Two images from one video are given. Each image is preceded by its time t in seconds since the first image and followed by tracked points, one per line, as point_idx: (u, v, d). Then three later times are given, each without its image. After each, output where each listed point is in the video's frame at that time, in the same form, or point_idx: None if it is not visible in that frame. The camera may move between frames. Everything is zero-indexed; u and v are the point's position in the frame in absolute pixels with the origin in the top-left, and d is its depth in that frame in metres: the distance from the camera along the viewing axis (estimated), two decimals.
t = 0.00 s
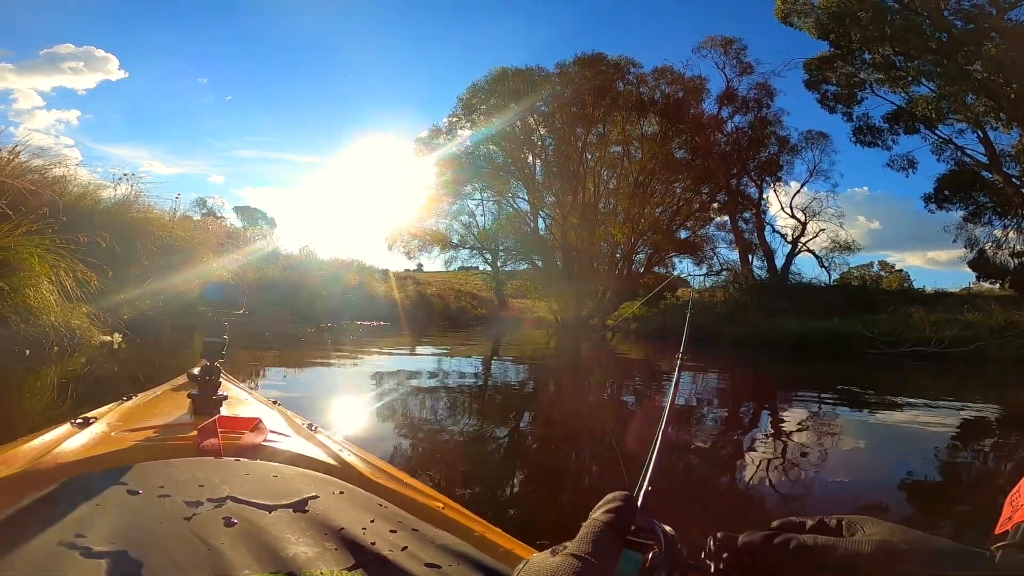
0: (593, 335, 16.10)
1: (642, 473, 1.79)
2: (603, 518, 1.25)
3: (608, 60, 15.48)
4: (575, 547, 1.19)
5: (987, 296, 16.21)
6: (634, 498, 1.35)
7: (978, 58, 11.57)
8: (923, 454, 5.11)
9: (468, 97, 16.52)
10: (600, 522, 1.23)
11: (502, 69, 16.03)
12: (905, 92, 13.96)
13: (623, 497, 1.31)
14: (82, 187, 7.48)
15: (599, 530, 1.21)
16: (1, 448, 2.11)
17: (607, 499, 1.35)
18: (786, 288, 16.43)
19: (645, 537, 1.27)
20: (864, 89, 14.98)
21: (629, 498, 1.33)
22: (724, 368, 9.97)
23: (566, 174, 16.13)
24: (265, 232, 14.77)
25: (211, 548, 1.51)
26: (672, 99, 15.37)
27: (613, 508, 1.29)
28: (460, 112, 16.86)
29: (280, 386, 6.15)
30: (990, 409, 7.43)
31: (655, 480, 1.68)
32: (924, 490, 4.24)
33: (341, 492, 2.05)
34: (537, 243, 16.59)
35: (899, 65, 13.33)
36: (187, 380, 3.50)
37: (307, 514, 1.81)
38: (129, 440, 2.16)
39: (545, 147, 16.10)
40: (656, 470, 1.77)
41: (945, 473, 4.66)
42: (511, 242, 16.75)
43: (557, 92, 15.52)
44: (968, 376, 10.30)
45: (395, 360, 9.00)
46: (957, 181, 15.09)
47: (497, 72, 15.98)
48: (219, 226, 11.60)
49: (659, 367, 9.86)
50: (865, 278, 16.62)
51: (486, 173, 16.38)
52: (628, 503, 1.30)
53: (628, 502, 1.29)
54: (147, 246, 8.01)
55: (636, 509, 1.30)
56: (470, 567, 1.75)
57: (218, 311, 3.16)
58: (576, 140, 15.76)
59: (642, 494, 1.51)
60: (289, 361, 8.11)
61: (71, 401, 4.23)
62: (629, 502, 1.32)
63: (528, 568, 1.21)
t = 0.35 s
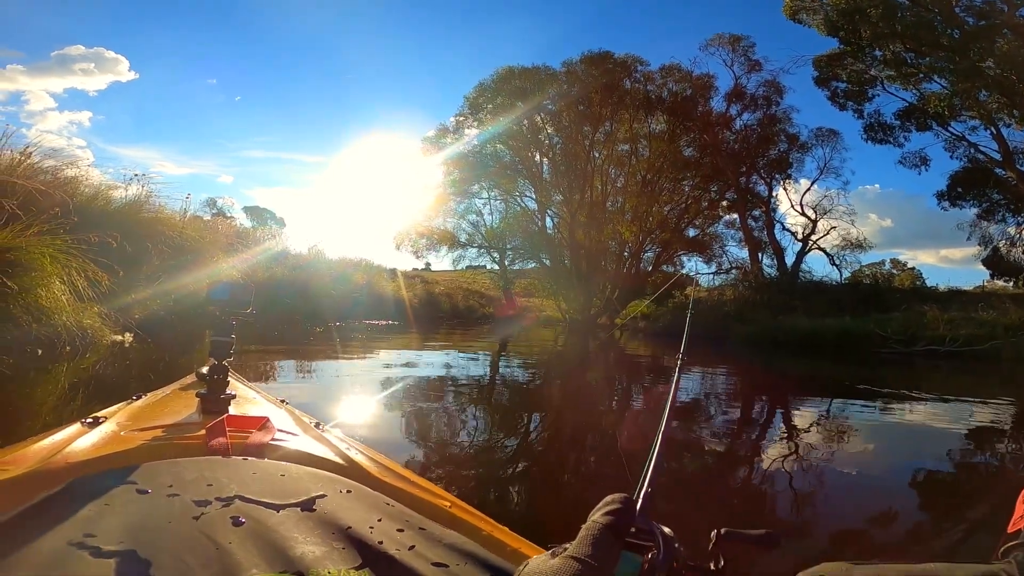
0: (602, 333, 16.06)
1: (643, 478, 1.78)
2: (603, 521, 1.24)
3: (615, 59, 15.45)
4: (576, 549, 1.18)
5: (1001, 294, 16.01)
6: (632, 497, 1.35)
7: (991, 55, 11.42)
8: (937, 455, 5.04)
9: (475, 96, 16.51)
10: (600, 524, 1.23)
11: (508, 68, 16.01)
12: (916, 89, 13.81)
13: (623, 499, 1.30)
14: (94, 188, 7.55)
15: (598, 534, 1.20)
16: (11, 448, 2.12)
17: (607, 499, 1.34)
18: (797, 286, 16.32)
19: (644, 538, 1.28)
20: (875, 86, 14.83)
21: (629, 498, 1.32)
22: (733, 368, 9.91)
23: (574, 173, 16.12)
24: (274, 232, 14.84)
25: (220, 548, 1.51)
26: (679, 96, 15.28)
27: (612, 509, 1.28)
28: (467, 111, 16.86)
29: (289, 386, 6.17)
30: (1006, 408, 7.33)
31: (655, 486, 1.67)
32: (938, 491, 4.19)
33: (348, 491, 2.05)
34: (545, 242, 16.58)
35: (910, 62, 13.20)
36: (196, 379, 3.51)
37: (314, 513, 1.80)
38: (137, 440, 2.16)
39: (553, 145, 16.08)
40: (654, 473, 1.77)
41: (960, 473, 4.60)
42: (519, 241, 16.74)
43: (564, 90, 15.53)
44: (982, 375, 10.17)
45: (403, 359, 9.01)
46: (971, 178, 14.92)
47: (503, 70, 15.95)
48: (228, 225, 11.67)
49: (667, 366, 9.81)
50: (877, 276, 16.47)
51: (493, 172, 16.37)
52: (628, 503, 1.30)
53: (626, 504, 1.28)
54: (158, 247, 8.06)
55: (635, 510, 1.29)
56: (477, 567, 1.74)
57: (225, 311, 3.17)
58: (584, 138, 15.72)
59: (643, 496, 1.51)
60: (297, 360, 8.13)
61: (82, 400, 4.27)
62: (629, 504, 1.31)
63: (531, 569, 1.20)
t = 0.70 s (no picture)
0: (610, 332, 16.04)
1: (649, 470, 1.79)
2: (601, 523, 1.25)
3: (622, 57, 15.43)
4: (574, 551, 1.18)
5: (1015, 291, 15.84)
6: (630, 500, 1.37)
7: (1003, 52, 11.22)
8: (948, 454, 5.00)
9: (482, 95, 16.51)
10: (598, 526, 1.23)
11: (515, 66, 15.99)
12: (928, 86, 13.66)
13: (621, 501, 1.31)
14: (106, 188, 7.62)
15: (597, 534, 1.21)
16: (27, 444, 2.15)
17: (604, 502, 1.35)
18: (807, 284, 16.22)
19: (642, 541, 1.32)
20: (886, 82, 14.68)
21: (627, 502, 1.33)
22: (743, 366, 9.86)
23: (581, 171, 16.12)
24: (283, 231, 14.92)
25: (232, 543, 1.52)
26: (688, 94, 15.21)
27: (610, 511, 1.29)
28: (474, 110, 16.87)
29: (298, 384, 6.20)
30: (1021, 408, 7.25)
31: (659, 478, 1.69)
32: (950, 490, 4.15)
33: (359, 488, 2.06)
34: (553, 240, 16.59)
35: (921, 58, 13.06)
36: (207, 376, 3.54)
37: (325, 509, 1.82)
38: (150, 436, 2.18)
39: (560, 144, 16.09)
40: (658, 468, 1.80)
41: (973, 473, 4.55)
42: (527, 239, 16.75)
43: (571, 88, 15.53)
44: (995, 374, 10.07)
45: (412, 357, 9.03)
46: (984, 176, 14.76)
47: (510, 69, 15.95)
48: (238, 225, 11.75)
49: (676, 364, 9.79)
50: (889, 274, 16.32)
51: (501, 170, 16.37)
52: (626, 506, 1.31)
53: (625, 506, 1.30)
54: (169, 246, 8.12)
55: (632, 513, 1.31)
56: (488, 562, 1.74)
57: (236, 309, 3.20)
58: (591, 136, 15.71)
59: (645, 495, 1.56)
60: (307, 358, 8.19)
61: (95, 398, 4.31)
62: (627, 506, 1.33)
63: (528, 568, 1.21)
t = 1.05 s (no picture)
0: (618, 330, 15.99)
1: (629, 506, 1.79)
2: (592, 520, 1.23)
3: (629, 54, 15.39)
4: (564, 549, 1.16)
5: None
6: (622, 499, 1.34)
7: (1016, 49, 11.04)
8: (961, 453, 4.94)
9: (488, 94, 16.49)
10: (589, 524, 1.22)
11: (521, 65, 15.96)
12: (939, 83, 13.50)
13: (612, 499, 1.29)
14: (116, 187, 7.67)
15: (588, 532, 1.19)
16: (35, 441, 2.15)
17: (595, 499, 1.33)
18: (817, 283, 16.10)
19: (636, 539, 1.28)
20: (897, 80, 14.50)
21: (617, 499, 1.31)
22: (752, 365, 9.80)
23: (588, 169, 16.09)
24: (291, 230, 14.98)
25: (239, 542, 1.51)
26: (695, 92, 15.12)
27: (601, 509, 1.27)
28: (481, 109, 16.86)
29: (306, 383, 6.21)
30: None
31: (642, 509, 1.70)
32: (963, 490, 4.10)
33: (365, 486, 2.05)
34: (560, 239, 16.59)
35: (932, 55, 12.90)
36: (214, 374, 3.55)
37: (332, 507, 1.81)
38: (158, 434, 2.18)
39: (567, 142, 16.07)
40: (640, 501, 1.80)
41: (986, 473, 4.49)
42: (534, 238, 16.72)
43: (578, 86, 15.48)
44: (1010, 373, 9.93)
45: (420, 356, 9.04)
46: (997, 173, 14.58)
47: (517, 68, 15.92)
48: (247, 224, 11.82)
49: (684, 363, 9.74)
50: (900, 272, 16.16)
51: (508, 169, 16.36)
52: (617, 505, 1.29)
53: (616, 504, 1.28)
54: (178, 246, 8.17)
55: (624, 512, 1.29)
56: (494, 560, 1.73)
57: (244, 307, 3.21)
58: (598, 134, 15.67)
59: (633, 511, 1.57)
60: (315, 357, 8.21)
61: (105, 396, 4.33)
62: (619, 504, 1.31)
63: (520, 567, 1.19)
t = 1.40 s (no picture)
0: (625, 328, 15.97)
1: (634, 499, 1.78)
2: (591, 521, 1.20)
3: (635, 52, 15.34)
4: (564, 549, 1.13)
5: None
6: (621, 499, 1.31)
7: None
8: (971, 453, 4.89)
9: (494, 92, 16.49)
10: (588, 524, 1.19)
11: (527, 63, 15.96)
12: (950, 79, 13.36)
13: (611, 499, 1.27)
14: (126, 187, 7.73)
15: (587, 533, 1.16)
16: (46, 438, 2.17)
17: (593, 501, 1.30)
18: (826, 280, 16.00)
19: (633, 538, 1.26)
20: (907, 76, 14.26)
21: (617, 500, 1.29)
22: (760, 363, 9.76)
23: (595, 167, 16.06)
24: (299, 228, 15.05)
25: (246, 540, 1.51)
26: (702, 89, 15.04)
27: (600, 510, 1.25)
28: (487, 107, 16.86)
29: (313, 381, 6.23)
30: None
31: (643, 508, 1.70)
32: (974, 490, 4.06)
33: (371, 484, 2.06)
34: (567, 237, 16.55)
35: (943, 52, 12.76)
36: (222, 372, 3.57)
37: (337, 505, 1.81)
38: (166, 432, 2.19)
39: (574, 140, 16.05)
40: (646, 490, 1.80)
41: (997, 473, 4.44)
42: (540, 236, 16.72)
43: (584, 84, 15.57)
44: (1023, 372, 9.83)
45: (427, 354, 9.06)
46: (1009, 169, 14.43)
47: (522, 65, 15.94)
48: (256, 224, 11.89)
49: (692, 362, 9.70)
50: (911, 270, 16.02)
51: (514, 167, 16.36)
52: (616, 505, 1.27)
53: (615, 504, 1.25)
54: (188, 245, 8.22)
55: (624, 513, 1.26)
56: (499, 558, 1.73)
57: (251, 305, 3.23)
58: (605, 132, 15.66)
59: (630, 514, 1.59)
60: (323, 355, 8.25)
61: (116, 394, 4.38)
62: (618, 505, 1.28)
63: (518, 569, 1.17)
